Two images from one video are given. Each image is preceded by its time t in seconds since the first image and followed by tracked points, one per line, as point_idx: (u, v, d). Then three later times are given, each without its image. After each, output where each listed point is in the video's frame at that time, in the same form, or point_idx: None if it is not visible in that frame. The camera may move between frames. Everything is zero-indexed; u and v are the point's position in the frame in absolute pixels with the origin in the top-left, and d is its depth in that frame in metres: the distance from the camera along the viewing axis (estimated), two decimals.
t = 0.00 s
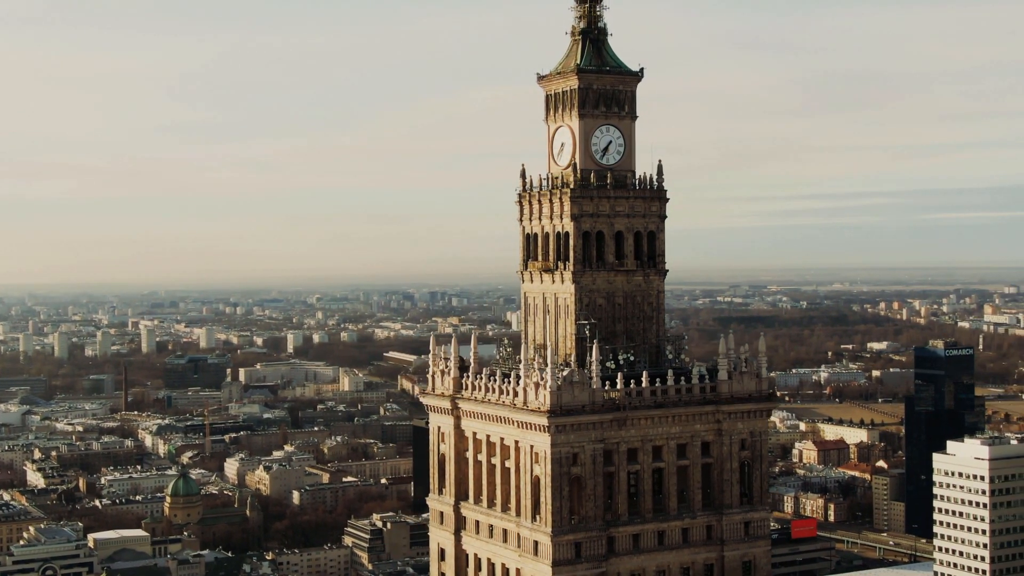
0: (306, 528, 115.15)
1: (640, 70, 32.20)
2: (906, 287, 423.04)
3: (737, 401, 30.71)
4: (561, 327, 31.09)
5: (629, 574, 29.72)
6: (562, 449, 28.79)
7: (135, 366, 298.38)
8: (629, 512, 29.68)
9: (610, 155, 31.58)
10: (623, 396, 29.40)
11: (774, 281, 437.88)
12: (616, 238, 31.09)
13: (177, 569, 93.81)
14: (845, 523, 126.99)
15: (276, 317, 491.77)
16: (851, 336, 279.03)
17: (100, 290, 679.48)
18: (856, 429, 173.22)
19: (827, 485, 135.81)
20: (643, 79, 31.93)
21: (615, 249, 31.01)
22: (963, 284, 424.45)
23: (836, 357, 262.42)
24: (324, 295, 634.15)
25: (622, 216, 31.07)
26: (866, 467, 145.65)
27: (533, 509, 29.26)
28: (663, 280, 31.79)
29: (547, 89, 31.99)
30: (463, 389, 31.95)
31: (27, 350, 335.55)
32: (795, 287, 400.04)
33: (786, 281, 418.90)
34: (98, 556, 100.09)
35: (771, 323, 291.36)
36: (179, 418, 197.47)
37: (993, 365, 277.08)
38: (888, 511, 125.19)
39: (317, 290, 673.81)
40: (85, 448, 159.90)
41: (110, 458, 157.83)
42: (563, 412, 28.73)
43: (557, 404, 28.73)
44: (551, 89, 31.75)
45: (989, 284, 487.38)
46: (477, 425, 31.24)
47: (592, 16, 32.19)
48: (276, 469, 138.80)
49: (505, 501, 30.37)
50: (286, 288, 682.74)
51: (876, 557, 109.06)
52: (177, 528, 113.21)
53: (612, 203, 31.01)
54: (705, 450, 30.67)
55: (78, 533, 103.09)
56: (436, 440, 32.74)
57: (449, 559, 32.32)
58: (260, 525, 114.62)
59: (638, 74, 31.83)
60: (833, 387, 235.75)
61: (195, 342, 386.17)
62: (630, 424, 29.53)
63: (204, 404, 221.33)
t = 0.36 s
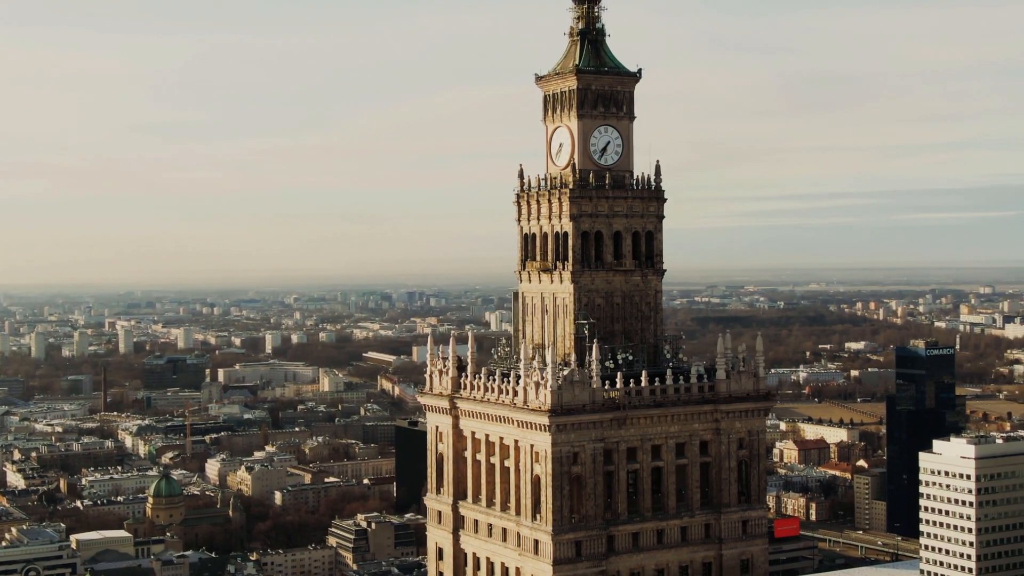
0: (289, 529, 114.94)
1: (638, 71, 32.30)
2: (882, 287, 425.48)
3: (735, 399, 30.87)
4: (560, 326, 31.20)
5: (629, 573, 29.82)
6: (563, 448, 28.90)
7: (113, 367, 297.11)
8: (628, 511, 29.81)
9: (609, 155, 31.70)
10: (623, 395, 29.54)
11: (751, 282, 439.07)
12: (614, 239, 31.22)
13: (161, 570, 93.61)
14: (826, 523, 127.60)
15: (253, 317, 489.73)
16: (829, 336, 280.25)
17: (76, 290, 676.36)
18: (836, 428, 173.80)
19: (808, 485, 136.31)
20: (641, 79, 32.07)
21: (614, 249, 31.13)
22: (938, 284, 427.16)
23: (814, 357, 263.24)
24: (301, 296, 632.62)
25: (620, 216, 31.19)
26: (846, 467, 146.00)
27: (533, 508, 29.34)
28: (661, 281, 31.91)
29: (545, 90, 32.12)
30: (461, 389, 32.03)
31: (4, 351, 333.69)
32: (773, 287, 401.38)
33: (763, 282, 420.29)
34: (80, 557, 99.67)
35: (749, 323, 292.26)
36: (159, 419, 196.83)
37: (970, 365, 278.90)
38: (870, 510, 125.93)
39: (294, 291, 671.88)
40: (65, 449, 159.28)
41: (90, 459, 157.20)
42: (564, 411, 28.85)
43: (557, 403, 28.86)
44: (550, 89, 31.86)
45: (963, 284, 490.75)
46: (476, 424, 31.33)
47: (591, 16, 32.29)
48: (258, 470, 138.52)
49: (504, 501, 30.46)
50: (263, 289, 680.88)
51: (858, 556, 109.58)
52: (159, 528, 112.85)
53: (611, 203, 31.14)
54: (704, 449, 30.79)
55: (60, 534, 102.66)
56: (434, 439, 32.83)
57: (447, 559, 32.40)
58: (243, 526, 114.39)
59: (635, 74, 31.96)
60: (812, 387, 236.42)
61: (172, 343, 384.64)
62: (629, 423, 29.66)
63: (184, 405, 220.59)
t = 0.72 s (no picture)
0: (270, 529, 114.70)
1: (634, 72, 32.40)
2: (855, 287, 428.04)
3: (732, 398, 31.06)
4: (557, 326, 31.31)
5: (628, 572, 29.95)
6: (562, 448, 29.00)
7: (87, 368, 295.55)
8: (626, 510, 29.94)
9: (604, 156, 31.82)
10: (621, 395, 29.69)
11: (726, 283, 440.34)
12: (611, 239, 31.35)
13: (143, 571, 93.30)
14: (805, 522, 128.33)
15: (228, 318, 487.76)
16: (803, 335, 281.43)
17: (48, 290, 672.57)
18: (813, 428, 174.44)
19: (786, 484, 137.04)
20: (636, 81, 32.19)
21: (610, 250, 31.28)
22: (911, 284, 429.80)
23: (789, 356, 264.14)
24: (275, 296, 630.94)
25: (617, 216, 31.32)
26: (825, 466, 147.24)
27: (532, 508, 29.45)
28: (657, 280, 32.04)
29: (542, 90, 32.20)
30: (458, 388, 32.09)
31: None
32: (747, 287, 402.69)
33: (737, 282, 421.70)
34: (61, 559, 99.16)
35: (725, 322, 293.19)
36: (136, 419, 196.00)
37: (944, 365, 280.59)
38: (849, 511, 126.67)
39: (267, 291, 669.64)
40: (42, 450, 158.43)
41: (67, 460, 156.45)
42: (564, 411, 28.96)
43: (557, 402, 28.97)
44: (546, 90, 31.96)
45: (935, 285, 494.07)
46: (473, 423, 31.43)
47: (587, 17, 32.43)
48: (237, 471, 138.19)
49: (502, 500, 30.57)
50: (237, 290, 678.64)
51: (837, 555, 110.02)
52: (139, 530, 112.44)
53: (608, 203, 31.29)
54: (700, 448, 30.95)
55: (39, 535, 102.16)
56: (430, 439, 32.91)
57: (444, 557, 32.45)
58: (223, 527, 114.12)
59: (632, 75, 32.08)
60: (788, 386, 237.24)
61: (147, 344, 382.93)
62: (627, 423, 29.80)
63: (161, 406, 219.87)
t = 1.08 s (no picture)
0: (250, 529, 114.47)
1: (630, 72, 32.53)
2: (829, 287, 430.15)
3: (727, 397, 31.20)
4: (554, 326, 31.43)
5: (625, 570, 30.09)
6: (560, 448, 29.13)
7: (62, 368, 293.85)
8: (624, 509, 30.06)
9: (602, 155, 31.88)
10: (619, 394, 29.84)
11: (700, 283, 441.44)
12: (608, 238, 31.49)
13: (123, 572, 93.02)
14: (783, 521, 129.08)
15: (203, 319, 485.69)
16: (779, 334, 282.23)
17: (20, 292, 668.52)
18: (790, 427, 174.94)
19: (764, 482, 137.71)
20: (634, 81, 32.30)
21: (608, 249, 31.43)
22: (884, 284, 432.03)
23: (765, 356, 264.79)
24: (249, 297, 628.95)
25: (614, 216, 31.48)
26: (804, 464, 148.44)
27: (531, 507, 29.56)
28: (653, 279, 32.18)
29: (538, 90, 32.30)
30: (454, 389, 32.19)
31: None
32: (722, 287, 403.50)
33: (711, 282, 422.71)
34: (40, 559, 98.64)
35: (701, 322, 294.01)
36: (112, 420, 195.18)
37: (919, 365, 282.09)
38: (827, 510, 127.50)
39: (240, 292, 667.64)
40: (18, 451, 157.52)
41: (44, 462, 155.65)
42: (563, 410, 29.08)
43: (556, 401, 29.09)
44: (544, 90, 32.04)
45: (907, 285, 497.00)
46: (471, 423, 31.53)
47: (583, 17, 32.55)
48: (216, 471, 137.80)
49: (500, 500, 30.67)
50: (211, 292, 676.27)
51: (817, 554, 110.57)
52: (119, 531, 111.99)
53: (605, 203, 31.41)
54: (696, 447, 31.12)
55: (18, 536, 101.71)
56: (426, 438, 33.03)
57: (440, 556, 32.54)
58: (202, 527, 113.87)
59: (628, 76, 32.21)
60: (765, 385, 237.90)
61: (121, 344, 381.00)
62: (625, 422, 29.94)
63: (138, 407, 219.05)
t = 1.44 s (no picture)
0: (232, 529, 114.35)
1: (627, 74, 32.65)
2: (805, 287, 431.75)
3: (724, 396, 31.38)
4: (552, 326, 31.52)
5: (623, 569, 30.21)
6: (560, 446, 29.27)
7: (38, 369, 292.28)
8: (622, 507, 30.19)
9: (599, 156, 32.04)
10: (618, 394, 29.96)
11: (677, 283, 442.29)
12: (605, 238, 31.61)
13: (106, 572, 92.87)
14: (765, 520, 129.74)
15: (179, 319, 483.81)
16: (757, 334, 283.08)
17: None
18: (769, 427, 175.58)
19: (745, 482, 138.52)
20: (630, 82, 32.44)
21: (605, 249, 31.53)
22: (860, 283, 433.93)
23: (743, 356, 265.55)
24: (226, 297, 627.12)
25: (612, 216, 31.59)
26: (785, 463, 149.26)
27: (530, 506, 29.67)
28: (650, 279, 32.31)
29: (536, 90, 32.38)
30: (452, 388, 32.27)
31: None
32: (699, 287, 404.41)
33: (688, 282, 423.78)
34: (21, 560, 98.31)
35: (679, 321, 294.69)
36: (90, 421, 194.40)
37: (896, 365, 283.44)
38: (808, 509, 128.04)
39: (216, 292, 665.55)
40: None
41: (23, 463, 154.96)
42: (562, 410, 29.21)
43: (555, 401, 29.20)
44: (541, 90, 32.17)
45: (883, 285, 499.37)
46: (469, 422, 31.63)
47: (581, 19, 32.65)
48: (197, 472, 137.49)
49: (499, 499, 30.78)
50: (187, 292, 674.09)
51: (799, 553, 111.07)
52: (100, 532, 111.64)
53: (602, 203, 31.53)
54: (693, 446, 31.25)
55: None
56: (424, 438, 33.08)
57: (438, 555, 32.66)
58: (184, 528, 113.65)
59: (625, 77, 32.34)
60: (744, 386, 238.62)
61: (97, 345, 379.33)
62: (623, 422, 30.08)
63: (116, 407, 218.19)
